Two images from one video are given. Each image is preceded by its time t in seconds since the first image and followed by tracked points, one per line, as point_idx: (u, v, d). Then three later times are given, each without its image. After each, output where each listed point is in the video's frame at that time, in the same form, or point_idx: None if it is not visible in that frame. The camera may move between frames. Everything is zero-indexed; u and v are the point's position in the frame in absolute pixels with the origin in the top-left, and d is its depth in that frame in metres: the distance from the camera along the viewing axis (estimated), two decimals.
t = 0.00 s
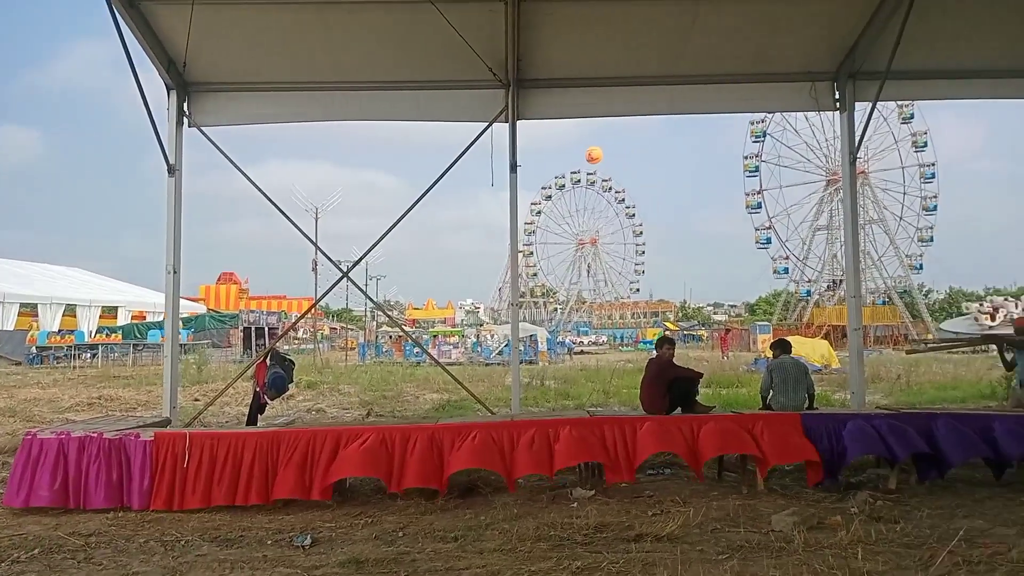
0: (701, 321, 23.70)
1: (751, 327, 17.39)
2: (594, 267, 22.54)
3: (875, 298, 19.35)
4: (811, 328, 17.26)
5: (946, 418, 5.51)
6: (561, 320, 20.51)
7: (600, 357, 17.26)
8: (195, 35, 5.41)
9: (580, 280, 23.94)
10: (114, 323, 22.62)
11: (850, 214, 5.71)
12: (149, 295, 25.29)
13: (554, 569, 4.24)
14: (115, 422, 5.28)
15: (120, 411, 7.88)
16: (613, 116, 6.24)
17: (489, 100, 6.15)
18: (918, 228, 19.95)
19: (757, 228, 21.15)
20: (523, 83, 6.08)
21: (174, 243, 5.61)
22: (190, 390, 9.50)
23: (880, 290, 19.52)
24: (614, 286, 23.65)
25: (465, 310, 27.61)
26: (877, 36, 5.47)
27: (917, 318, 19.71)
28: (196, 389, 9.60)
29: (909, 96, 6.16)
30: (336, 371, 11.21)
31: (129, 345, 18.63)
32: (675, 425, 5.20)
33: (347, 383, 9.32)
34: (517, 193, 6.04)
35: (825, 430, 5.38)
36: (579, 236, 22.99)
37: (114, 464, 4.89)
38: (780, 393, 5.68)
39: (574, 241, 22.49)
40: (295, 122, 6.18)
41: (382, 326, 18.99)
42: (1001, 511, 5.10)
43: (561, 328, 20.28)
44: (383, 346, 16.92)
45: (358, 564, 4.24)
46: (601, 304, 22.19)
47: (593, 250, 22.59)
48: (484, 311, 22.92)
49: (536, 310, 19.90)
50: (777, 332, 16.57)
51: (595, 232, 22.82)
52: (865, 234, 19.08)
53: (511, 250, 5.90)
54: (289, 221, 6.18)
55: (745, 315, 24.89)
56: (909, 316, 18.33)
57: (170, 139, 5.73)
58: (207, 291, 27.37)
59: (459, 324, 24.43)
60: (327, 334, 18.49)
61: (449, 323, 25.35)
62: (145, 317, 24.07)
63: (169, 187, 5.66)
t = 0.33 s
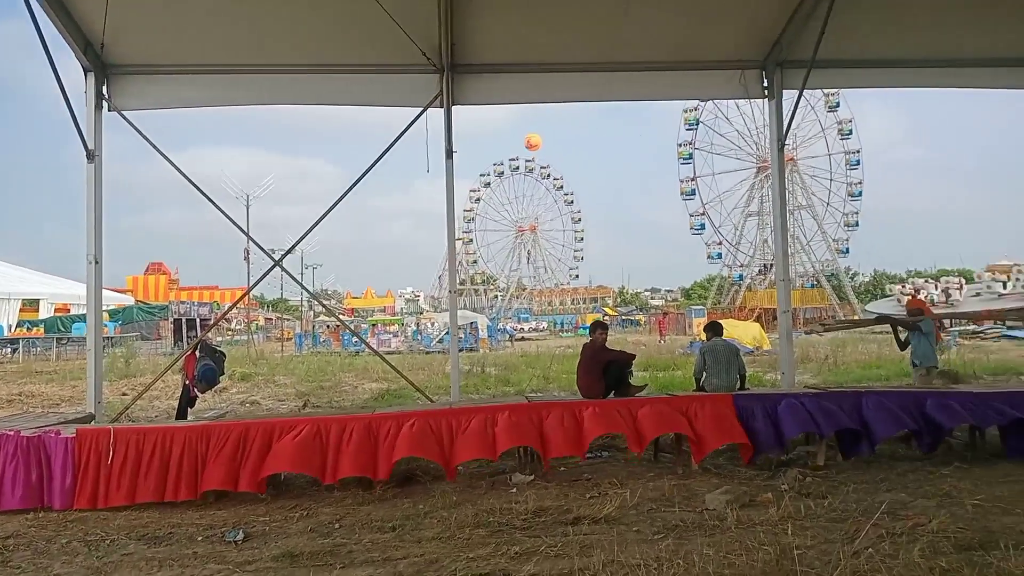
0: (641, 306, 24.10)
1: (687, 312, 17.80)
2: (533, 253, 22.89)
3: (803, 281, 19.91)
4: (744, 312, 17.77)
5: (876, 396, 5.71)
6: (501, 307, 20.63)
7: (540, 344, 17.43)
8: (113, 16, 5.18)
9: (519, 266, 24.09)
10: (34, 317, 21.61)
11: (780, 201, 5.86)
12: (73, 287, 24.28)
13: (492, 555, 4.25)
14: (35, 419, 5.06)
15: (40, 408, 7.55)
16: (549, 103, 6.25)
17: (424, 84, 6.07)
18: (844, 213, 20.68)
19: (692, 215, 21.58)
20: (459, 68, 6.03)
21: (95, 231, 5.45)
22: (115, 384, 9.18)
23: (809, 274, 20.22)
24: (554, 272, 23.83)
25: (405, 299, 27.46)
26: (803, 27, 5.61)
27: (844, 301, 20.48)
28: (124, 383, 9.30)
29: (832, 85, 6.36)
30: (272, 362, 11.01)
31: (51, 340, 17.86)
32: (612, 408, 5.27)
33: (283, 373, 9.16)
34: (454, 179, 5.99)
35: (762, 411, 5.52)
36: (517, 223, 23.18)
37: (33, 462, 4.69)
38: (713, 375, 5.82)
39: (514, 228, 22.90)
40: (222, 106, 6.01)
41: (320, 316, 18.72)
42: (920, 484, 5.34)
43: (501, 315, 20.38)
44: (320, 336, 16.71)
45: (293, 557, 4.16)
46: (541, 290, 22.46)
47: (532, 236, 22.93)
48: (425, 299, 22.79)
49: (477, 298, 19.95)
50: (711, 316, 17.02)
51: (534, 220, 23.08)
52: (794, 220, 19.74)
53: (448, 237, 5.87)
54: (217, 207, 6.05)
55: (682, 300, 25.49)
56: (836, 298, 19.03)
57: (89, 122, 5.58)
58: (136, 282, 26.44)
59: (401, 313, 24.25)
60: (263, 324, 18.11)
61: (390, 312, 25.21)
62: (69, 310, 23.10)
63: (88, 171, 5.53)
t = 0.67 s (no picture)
0: (599, 305, 24.33)
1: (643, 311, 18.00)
2: (490, 253, 22.98)
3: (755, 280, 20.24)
4: (698, 310, 18.09)
5: (831, 391, 5.82)
6: (458, 308, 20.66)
7: (498, 345, 17.47)
8: (51, 12, 5.04)
9: (476, 267, 24.07)
10: None
11: (730, 201, 5.96)
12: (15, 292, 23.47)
13: (448, 557, 4.22)
14: None
15: None
16: (503, 102, 6.26)
17: (377, 83, 6.03)
18: (794, 213, 21.14)
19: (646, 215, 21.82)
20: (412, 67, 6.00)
21: (35, 233, 5.29)
22: (57, 392, 8.91)
23: (761, 273, 20.62)
24: (512, 273, 23.89)
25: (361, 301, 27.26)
26: (752, 28, 5.72)
27: (794, 299, 20.93)
28: (68, 389, 9.05)
29: (779, 85, 6.49)
30: (222, 367, 10.82)
31: None
32: (569, 409, 5.30)
33: (235, 378, 9.01)
34: (409, 179, 5.96)
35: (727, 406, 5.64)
36: (474, 224, 23.17)
37: None
38: (668, 372, 5.89)
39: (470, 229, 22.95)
40: (169, 103, 5.90)
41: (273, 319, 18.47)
42: (868, 477, 5.48)
43: (459, 316, 20.35)
44: (273, 339, 16.46)
45: (243, 565, 4.08)
46: (498, 291, 22.56)
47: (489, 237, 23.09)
48: (382, 301, 22.61)
49: (435, 300, 19.94)
50: (666, 315, 17.26)
51: (491, 221, 23.14)
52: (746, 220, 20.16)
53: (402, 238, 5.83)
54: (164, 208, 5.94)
55: (638, 300, 25.84)
56: (786, 296, 19.44)
57: (27, 120, 5.42)
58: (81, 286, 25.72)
59: (356, 315, 24.03)
60: (215, 328, 17.77)
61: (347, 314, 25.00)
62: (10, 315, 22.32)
63: (27, 172, 5.38)
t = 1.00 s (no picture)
0: (565, 300, 24.45)
1: (607, 306, 18.14)
2: (454, 249, 23.00)
3: (717, 275, 20.46)
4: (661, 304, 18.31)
5: (793, 383, 5.92)
6: (422, 304, 20.65)
7: (462, 340, 17.48)
8: None
9: (441, 263, 24.05)
10: None
11: (690, 196, 6.01)
12: None
13: (409, 555, 4.20)
14: None
15: None
16: (465, 96, 6.24)
17: (336, 76, 5.97)
18: (753, 207, 21.41)
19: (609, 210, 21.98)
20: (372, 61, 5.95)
21: None
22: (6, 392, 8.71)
23: (722, 267, 20.86)
24: (477, 268, 23.89)
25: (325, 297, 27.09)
26: (711, 25, 5.76)
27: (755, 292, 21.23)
28: (20, 390, 8.87)
29: (739, 81, 6.56)
30: (179, 365, 10.68)
31: None
32: (532, 405, 5.32)
33: (193, 376, 8.90)
34: (370, 175, 5.91)
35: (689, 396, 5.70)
36: (438, 220, 23.10)
37: None
38: (630, 367, 5.94)
39: (434, 224, 22.92)
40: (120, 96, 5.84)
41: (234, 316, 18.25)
42: (825, 467, 5.59)
43: (423, 311, 20.31)
44: (233, 336, 16.25)
45: (199, 567, 4.02)
46: (463, 287, 22.60)
47: (453, 233, 23.11)
48: (347, 297, 22.44)
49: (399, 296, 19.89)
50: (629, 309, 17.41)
51: (455, 216, 23.13)
52: (707, 215, 20.41)
53: (363, 235, 5.80)
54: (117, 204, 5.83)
55: (602, 294, 26.03)
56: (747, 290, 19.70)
57: None
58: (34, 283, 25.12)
59: (319, 311, 23.81)
60: (173, 325, 17.48)
61: (310, 310, 24.82)
62: None
63: None
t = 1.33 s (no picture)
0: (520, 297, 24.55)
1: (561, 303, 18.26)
2: (408, 246, 22.92)
3: (667, 272, 20.70)
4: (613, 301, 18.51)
5: (744, 378, 6.04)
6: (375, 302, 20.54)
7: (416, 338, 17.44)
8: None
9: (396, 259, 23.94)
10: None
11: (642, 195, 6.07)
12: None
13: (357, 556, 4.16)
14: None
15: None
16: (417, 91, 6.19)
17: (284, 68, 5.87)
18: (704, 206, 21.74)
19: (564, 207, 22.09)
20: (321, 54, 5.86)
21: None
22: None
23: (673, 265, 21.12)
24: (431, 265, 23.79)
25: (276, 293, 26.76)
26: (663, 24, 5.81)
27: (705, 289, 21.55)
28: None
29: (691, 81, 6.64)
30: (122, 365, 10.42)
31: None
32: (483, 402, 5.33)
33: (137, 376, 8.71)
34: (319, 170, 5.83)
35: (640, 392, 5.75)
36: (391, 215, 22.94)
37: None
38: (581, 363, 5.98)
39: (387, 220, 22.79)
40: (59, 85, 5.65)
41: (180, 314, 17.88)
42: (770, 461, 5.72)
43: (377, 309, 20.19)
44: (178, 334, 15.94)
45: (138, 571, 3.91)
46: (416, 284, 22.55)
47: (407, 229, 23.01)
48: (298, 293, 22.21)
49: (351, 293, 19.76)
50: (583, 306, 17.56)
51: (409, 212, 23.01)
52: (659, 213, 20.66)
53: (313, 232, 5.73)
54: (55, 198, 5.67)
55: (556, 292, 26.21)
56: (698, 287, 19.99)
57: None
58: None
59: (270, 308, 23.42)
60: (116, 323, 17.06)
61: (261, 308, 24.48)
62: None
63: None
